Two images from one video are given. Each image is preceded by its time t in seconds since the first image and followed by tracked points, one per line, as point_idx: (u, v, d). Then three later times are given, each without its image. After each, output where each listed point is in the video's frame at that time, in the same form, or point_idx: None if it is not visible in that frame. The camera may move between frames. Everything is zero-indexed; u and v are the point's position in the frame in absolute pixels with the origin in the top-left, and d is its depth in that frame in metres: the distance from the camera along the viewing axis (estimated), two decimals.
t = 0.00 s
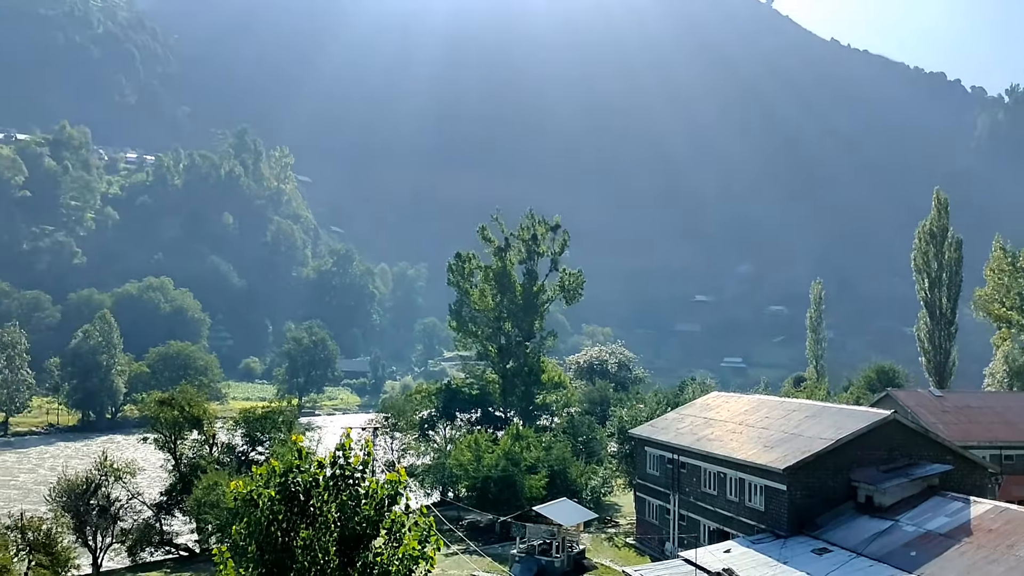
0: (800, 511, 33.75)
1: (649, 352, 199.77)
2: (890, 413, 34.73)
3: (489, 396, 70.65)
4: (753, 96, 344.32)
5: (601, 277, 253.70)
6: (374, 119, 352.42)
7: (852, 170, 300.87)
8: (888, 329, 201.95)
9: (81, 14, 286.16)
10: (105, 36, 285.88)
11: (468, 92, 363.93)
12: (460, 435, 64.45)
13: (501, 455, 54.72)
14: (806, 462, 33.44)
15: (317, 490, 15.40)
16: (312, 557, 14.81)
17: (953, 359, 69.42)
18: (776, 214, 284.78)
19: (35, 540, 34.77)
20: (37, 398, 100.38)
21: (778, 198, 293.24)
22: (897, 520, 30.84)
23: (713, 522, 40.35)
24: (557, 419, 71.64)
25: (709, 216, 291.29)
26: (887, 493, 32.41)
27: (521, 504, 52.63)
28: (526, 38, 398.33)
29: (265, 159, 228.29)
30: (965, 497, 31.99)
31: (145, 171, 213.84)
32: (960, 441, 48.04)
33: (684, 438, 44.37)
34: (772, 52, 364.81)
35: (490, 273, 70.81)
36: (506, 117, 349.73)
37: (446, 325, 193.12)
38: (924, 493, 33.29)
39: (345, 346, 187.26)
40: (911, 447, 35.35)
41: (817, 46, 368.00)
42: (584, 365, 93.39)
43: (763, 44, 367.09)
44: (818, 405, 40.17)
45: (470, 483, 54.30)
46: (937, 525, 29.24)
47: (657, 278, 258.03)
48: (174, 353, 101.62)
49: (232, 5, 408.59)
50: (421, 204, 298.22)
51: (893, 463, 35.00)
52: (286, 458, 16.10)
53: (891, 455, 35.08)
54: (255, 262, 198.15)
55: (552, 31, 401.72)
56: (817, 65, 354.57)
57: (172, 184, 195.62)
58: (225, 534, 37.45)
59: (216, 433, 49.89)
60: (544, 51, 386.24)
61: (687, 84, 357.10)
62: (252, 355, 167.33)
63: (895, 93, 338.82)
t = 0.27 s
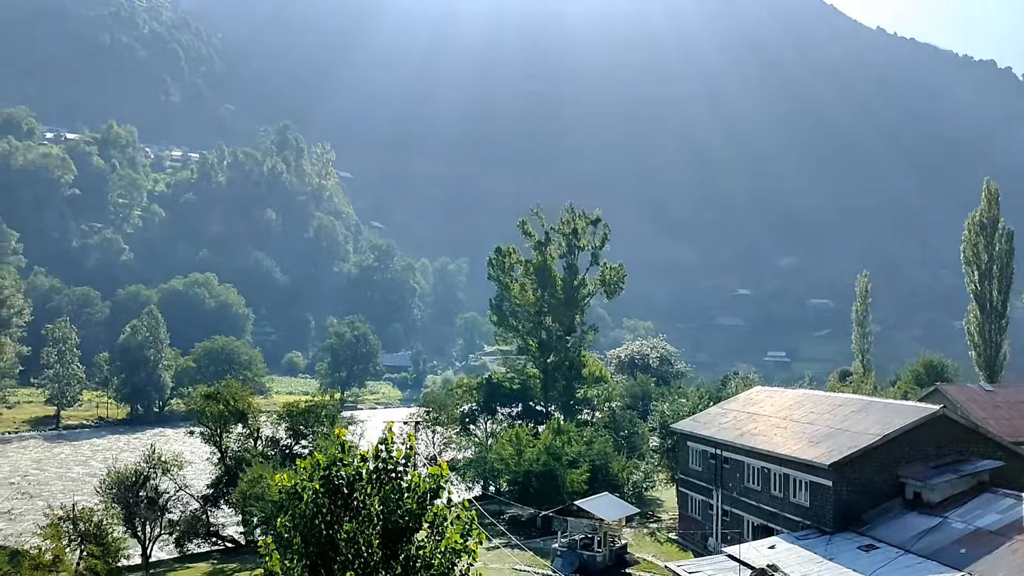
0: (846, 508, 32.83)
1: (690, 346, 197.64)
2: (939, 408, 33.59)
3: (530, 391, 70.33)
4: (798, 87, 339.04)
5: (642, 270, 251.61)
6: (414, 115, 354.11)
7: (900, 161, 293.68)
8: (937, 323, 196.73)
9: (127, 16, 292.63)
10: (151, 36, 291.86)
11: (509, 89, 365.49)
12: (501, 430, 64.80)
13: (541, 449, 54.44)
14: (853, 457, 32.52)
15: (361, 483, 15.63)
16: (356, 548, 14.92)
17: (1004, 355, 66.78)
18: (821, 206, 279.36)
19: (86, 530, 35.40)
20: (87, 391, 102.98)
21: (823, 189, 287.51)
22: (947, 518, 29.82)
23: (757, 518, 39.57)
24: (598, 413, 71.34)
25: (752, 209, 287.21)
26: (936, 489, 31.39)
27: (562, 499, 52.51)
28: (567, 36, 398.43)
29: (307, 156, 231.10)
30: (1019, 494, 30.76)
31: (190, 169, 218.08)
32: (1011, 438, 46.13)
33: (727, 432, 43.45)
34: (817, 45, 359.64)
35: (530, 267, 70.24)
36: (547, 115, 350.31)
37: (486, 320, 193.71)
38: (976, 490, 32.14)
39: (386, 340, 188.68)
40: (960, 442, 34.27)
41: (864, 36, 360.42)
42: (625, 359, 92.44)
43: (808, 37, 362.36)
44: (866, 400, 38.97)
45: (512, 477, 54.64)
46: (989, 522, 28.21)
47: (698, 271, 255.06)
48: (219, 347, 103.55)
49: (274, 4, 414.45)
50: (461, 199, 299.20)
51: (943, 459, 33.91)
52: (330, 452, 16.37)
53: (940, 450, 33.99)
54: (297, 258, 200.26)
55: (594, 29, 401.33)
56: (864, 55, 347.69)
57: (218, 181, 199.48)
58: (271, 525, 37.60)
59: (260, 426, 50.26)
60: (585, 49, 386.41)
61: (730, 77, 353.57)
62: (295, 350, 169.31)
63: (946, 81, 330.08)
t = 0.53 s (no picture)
0: (891, 505, 31.98)
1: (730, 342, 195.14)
2: (985, 404, 32.59)
3: (567, 386, 69.82)
4: (839, 81, 334.60)
5: (681, 266, 249.16)
6: (451, 112, 356.12)
7: (946, 153, 286.81)
8: (985, 318, 191.24)
9: (168, 17, 298.44)
10: (192, 37, 297.23)
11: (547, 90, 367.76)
12: (539, 426, 64.21)
13: (579, 446, 53.97)
14: (897, 454, 31.65)
15: (400, 479, 16.04)
16: (397, 543, 15.46)
17: None
18: (864, 198, 273.62)
19: (131, 523, 36.07)
20: (131, 386, 105.49)
21: (866, 182, 281.73)
22: (995, 517, 28.96)
23: (799, 515, 38.65)
24: (637, 410, 70.34)
25: (792, 203, 283.19)
26: (982, 488, 30.60)
27: (601, 495, 51.82)
28: (604, 35, 399.07)
29: (345, 154, 233.59)
30: None
31: (230, 168, 221.52)
32: None
33: (768, 428, 42.56)
34: (858, 39, 354.20)
35: (568, 263, 69.72)
36: (584, 113, 350.83)
37: (523, 316, 193.62)
38: None
39: (424, 337, 189.63)
40: (1007, 439, 33.36)
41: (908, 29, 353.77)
42: (663, 355, 91.44)
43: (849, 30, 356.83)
44: (910, 395, 37.94)
45: (549, 473, 53.98)
46: None
47: (737, 267, 251.67)
48: (259, 344, 105.01)
49: (313, 5, 420.25)
50: (498, 196, 299.72)
51: (989, 457, 33.03)
52: (370, 447, 16.76)
53: (985, 448, 33.12)
54: (336, 254, 201.83)
55: (631, 29, 401.90)
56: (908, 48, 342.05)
57: (257, 179, 203.53)
58: (310, 518, 37.75)
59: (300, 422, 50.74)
60: (622, 48, 386.91)
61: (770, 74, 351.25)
62: (334, 347, 170.96)
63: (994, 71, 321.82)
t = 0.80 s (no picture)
0: (929, 506, 31.23)
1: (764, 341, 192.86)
2: None
3: (600, 385, 69.23)
4: (875, 76, 329.55)
5: (714, 263, 247.08)
6: (482, 110, 357.19)
7: (987, 147, 280.29)
8: None
9: (204, 19, 302.90)
10: (226, 38, 301.30)
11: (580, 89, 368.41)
12: (571, 424, 63.84)
13: (612, 444, 53.54)
14: (935, 455, 30.87)
15: (433, 476, 15.95)
16: (430, 541, 15.40)
17: None
18: (902, 193, 268.41)
19: (169, 519, 36.48)
20: (169, 384, 107.24)
21: (904, 178, 276.68)
22: None
23: (835, 516, 37.89)
24: (669, 409, 68.89)
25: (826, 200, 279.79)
26: None
27: (634, 494, 51.30)
28: (637, 35, 399.47)
29: (377, 153, 235.28)
30: None
31: (264, 168, 224.30)
32: None
33: (803, 427, 41.79)
34: (894, 38, 351.73)
35: (600, 262, 69.33)
36: (617, 113, 351.94)
37: (556, 315, 192.51)
38: None
39: (456, 335, 190.08)
40: None
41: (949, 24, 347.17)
42: (696, 354, 90.41)
43: (885, 27, 353.30)
44: (950, 394, 36.96)
45: (582, 472, 53.56)
46: None
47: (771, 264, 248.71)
48: (294, 342, 106.13)
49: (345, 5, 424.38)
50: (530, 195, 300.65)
51: None
52: (403, 443, 16.65)
53: None
54: (369, 252, 203.28)
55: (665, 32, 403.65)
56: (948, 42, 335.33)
57: (291, 179, 206.12)
58: (344, 515, 37.70)
59: (334, 419, 50.86)
60: (655, 49, 387.77)
61: (806, 73, 348.42)
62: (367, 344, 171.99)
63: None
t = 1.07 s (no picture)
0: (963, 508, 30.51)
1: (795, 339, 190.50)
2: None
3: (629, 384, 68.58)
4: (909, 72, 324.59)
5: (744, 262, 244.82)
6: (510, 107, 357.57)
7: None
8: None
9: (235, 20, 307.63)
10: (257, 38, 305.12)
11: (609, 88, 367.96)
12: (599, 423, 63.40)
13: (641, 443, 53.04)
14: (970, 456, 30.14)
15: (462, 475, 15.86)
16: (458, 540, 15.23)
17: None
18: (935, 189, 264.11)
19: (201, 515, 36.81)
20: (201, 381, 108.56)
21: (938, 174, 271.83)
22: None
23: (867, 518, 37.14)
24: (699, 408, 67.90)
25: (857, 197, 276.08)
26: None
27: (663, 494, 50.76)
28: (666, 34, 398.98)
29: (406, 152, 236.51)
30: None
31: (294, 168, 226.53)
32: None
33: (835, 427, 41.01)
34: (928, 35, 347.63)
35: (629, 260, 68.73)
36: (644, 111, 352.17)
37: (585, 314, 194.14)
38: None
39: (485, 333, 190.38)
40: None
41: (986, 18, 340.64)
42: (727, 353, 89.37)
43: (919, 24, 349.36)
44: (986, 394, 36.04)
45: (610, 471, 53.10)
46: None
47: (803, 262, 245.64)
48: (324, 341, 106.95)
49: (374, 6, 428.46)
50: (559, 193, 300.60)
51: None
52: (432, 442, 16.50)
53: None
54: (398, 251, 204.39)
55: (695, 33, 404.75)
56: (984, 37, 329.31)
57: (321, 178, 207.89)
58: (373, 512, 37.73)
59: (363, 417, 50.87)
60: (684, 48, 388.28)
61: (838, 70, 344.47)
62: (396, 343, 172.82)
63: None
